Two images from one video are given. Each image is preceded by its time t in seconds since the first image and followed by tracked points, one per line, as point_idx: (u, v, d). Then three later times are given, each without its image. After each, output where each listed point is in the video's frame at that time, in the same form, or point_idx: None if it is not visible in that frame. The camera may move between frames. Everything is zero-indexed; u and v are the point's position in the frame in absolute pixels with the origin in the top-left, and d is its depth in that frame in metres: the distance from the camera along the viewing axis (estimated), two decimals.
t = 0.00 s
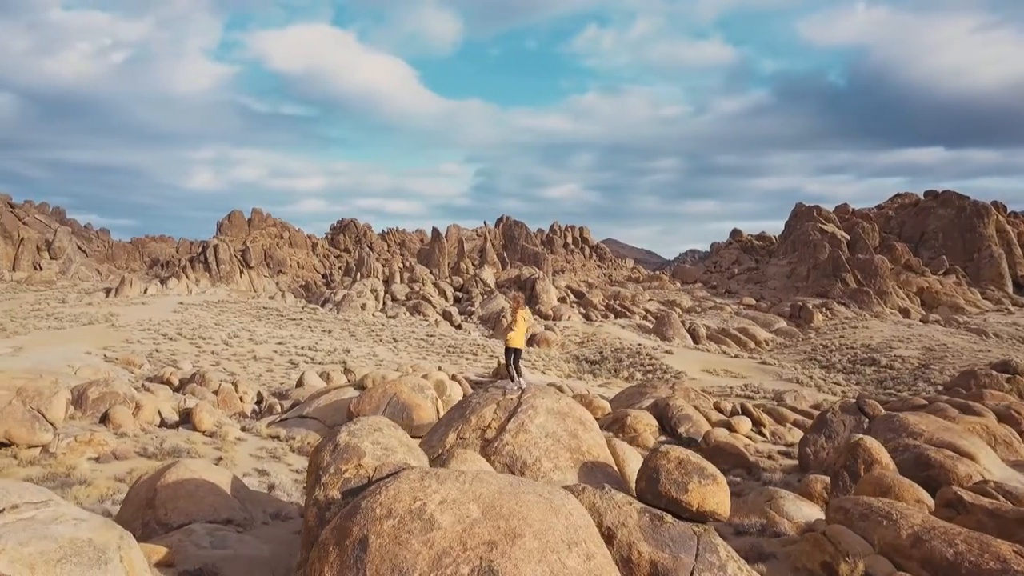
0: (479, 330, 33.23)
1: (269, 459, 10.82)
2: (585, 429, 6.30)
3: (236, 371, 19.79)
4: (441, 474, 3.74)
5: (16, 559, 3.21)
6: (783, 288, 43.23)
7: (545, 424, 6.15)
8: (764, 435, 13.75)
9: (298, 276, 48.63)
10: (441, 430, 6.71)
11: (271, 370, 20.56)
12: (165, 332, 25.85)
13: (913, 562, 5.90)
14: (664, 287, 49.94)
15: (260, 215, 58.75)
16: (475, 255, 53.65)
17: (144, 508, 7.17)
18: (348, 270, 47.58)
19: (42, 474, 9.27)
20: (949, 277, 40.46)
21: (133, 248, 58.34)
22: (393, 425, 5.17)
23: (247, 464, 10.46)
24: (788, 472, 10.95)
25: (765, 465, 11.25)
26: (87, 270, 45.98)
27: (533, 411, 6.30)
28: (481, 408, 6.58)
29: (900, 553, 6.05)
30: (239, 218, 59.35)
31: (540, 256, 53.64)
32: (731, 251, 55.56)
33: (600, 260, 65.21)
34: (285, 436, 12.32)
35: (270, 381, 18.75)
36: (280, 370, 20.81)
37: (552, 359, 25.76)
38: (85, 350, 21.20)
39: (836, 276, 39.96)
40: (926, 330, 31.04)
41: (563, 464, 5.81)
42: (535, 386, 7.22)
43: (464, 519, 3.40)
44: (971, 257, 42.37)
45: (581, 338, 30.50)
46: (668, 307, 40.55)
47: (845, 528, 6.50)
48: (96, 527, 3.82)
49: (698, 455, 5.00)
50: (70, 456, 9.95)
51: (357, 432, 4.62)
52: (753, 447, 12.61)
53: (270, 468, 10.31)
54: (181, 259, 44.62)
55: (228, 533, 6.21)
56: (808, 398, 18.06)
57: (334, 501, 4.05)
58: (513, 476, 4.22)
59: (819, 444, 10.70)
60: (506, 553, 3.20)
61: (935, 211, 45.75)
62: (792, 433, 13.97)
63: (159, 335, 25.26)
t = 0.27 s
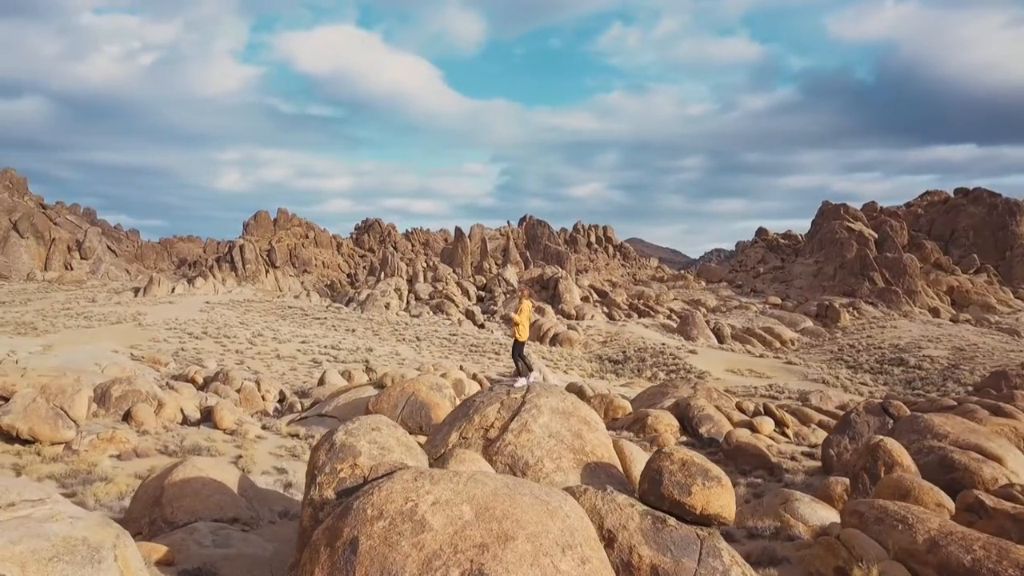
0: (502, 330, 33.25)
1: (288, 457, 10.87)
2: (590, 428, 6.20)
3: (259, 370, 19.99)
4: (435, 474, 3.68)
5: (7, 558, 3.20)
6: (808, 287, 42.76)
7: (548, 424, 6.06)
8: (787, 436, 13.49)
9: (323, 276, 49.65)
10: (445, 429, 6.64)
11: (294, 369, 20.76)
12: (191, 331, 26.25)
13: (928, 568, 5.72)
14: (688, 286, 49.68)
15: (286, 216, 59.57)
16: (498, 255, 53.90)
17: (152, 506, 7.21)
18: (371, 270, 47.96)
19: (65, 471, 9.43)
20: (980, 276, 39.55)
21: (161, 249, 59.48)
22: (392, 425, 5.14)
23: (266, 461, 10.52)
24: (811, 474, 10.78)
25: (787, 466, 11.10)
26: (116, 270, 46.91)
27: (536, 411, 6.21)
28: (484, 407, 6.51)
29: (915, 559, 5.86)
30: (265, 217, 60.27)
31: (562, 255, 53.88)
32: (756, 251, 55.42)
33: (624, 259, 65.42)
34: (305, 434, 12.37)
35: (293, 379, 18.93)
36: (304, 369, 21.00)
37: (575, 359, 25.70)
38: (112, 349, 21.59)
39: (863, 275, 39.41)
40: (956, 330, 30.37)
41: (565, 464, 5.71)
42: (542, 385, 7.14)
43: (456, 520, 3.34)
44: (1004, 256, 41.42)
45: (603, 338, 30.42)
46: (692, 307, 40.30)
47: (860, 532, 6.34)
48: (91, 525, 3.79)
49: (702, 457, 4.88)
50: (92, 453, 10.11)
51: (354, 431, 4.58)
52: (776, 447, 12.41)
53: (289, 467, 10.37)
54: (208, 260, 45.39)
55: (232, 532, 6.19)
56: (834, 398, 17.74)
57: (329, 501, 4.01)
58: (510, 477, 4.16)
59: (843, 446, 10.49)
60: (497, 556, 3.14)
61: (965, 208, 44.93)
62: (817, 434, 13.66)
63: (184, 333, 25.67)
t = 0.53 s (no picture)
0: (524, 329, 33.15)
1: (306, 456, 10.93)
2: (596, 429, 6.12)
3: (282, 369, 20.17)
4: (431, 475, 3.63)
5: (4, 558, 3.21)
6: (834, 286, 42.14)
7: (553, 424, 5.98)
8: (810, 437, 13.24)
9: (346, 275, 50.01)
10: (451, 428, 6.60)
11: (316, 368, 20.90)
12: (215, 330, 26.59)
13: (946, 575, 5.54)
14: (712, 285, 49.35)
15: (310, 215, 60.13)
16: (520, 254, 54.04)
17: (160, 505, 7.24)
18: (393, 269, 48.20)
19: (86, 468, 9.57)
20: (1010, 275, 38.63)
21: (187, 249, 60.39)
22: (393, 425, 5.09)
23: (285, 460, 10.58)
24: (833, 476, 10.62)
25: (809, 467, 10.92)
26: (142, 270, 47.65)
27: (541, 411, 6.13)
28: (489, 408, 6.45)
29: (932, 564, 5.68)
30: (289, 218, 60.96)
31: (584, 254, 53.99)
32: (780, 249, 55.14)
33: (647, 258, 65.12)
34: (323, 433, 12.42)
35: (315, 378, 19.05)
36: (326, 368, 21.16)
37: (597, 359, 25.58)
38: (137, 348, 21.90)
39: (890, 273, 38.85)
40: (986, 330, 29.68)
41: (570, 466, 5.62)
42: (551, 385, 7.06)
43: (451, 523, 3.29)
44: None
45: (625, 338, 30.28)
46: (715, 306, 39.98)
47: (875, 536, 6.18)
48: (90, 525, 3.79)
49: (708, 459, 4.78)
50: (113, 450, 10.25)
51: (353, 432, 4.55)
52: (799, 448, 12.21)
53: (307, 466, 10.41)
54: (233, 260, 46.00)
55: (238, 531, 6.17)
56: (860, 399, 17.39)
57: (326, 501, 3.97)
58: (508, 479, 4.10)
59: (866, 447, 10.29)
60: (491, 559, 3.10)
61: (995, 206, 44.04)
62: (840, 435, 13.37)
63: (208, 333, 25.97)
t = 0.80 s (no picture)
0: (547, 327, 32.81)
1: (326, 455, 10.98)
2: (603, 431, 6.02)
3: (304, 368, 20.36)
4: (428, 479, 3.57)
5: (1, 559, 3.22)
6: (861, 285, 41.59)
7: (559, 427, 5.89)
8: (834, 439, 12.97)
9: (370, 275, 50.31)
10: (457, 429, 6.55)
11: (338, 367, 21.05)
12: (240, 330, 26.95)
13: None
14: (738, 285, 48.98)
15: (334, 216, 60.75)
16: (543, 254, 54.20)
17: (169, 505, 7.28)
18: (417, 269, 48.49)
19: (108, 467, 9.71)
20: None
21: (214, 249, 61.37)
22: (396, 427, 5.05)
23: (303, 460, 10.62)
24: (859, 478, 10.41)
25: (833, 469, 10.73)
26: (170, 270, 48.51)
27: (547, 412, 6.04)
28: (495, 409, 6.38)
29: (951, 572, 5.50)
30: (314, 218, 61.61)
31: (607, 254, 54.11)
32: (806, 248, 54.69)
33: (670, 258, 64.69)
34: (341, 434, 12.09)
35: (338, 378, 19.18)
36: (348, 367, 21.33)
37: (620, 359, 25.46)
38: (163, 347, 22.25)
39: (918, 273, 38.18)
40: (1018, 330, 28.94)
41: (575, 468, 5.52)
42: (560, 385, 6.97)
43: (446, 528, 3.23)
44: None
45: (649, 338, 30.05)
46: (740, 306, 39.63)
47: (892, 543, 6.00)
48: (89, 526, 3.80)
49: (715, 462, 4.67)
50: (135, 449, 10.40)
51: (354, 433, 4.50)
52: (822, 450, 12.00)
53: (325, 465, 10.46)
54: (259, 260, 46.69)
55: (244, 531, 6.17)
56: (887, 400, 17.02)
57: (323, 504, 3.92)
58: (508, 482, 4.03)
59: (891, 449, 10.08)
60: (486, 566, 3.05)
61: None
62: (865, 437, 13.11)
63: (233, 332, 26.30)
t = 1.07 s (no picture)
0: (572, 326, 33.03)
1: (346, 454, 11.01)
2: (611, 433, 5.90)
3: (330, 367, 20.54)
4: (422, 481, 3.50)
5: None
6: (892, 284, 40.85)
7: (566, 428, 5.78)
8: (863, 440, 12.70)
9: (397, 275, 50.52)
10: (464, 429, 6.47)
11: (364, 366, 21.21)
12: (267, 329, 27.31)
13: None
14: (766, 284, 48.46)
15: (362, 216, 61.38)
16: (569, 253, 54.19)
17: (179, 504, 7.32)
18: (443, 269, 48.84)
19: (132, 464, 9.88)
20: None
21: (244, 250, 62.41)
22: (398, 428, 4.99)
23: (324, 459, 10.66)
24: (887, 481, 10.16)
25: (861, 471, 10.50)
26: (201, 270, 49.37)
27: (554, 413, 5.95)
28: (501, 410, 6.29)
29: None
30: (342, 218, 62.20)
31: (634, 253, 54.14)
32: (837, 247, 53.93)
33: (697, 257, 64.18)
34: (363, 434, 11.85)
35: (363, 377, 19.32)
36: (373, 366, 21.48)
37: (646, 359, 25.33)
38: (193, 346, 22.63)
39: (952, 272, 37.39)
40: None
41: (581, 471, 5.40)
42: (570, 386, 6.87)
43: (439, 531, 3.17)
44: None
45: (676, 337, 29.81)
46: (769, 305, 39.19)
47: (911, 549, 5.81)
48: (88, 526, 3.80)
49: (722, 465, 4.55)
50: (160, 446, 10.57)
51: (353, 433, 4.46)
52: (851, 452, 11.74)
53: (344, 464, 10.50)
54: (288, 260, 47.38)
55: (251, 531, 6.16)
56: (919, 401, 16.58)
57: (317, 506, 3.86)
58: (506, 486, 3.95)
59: (920, 452, 9.80)
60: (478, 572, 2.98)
61: None
62: (894, 439, 12.84)
63: (261, 331, 26.69)
